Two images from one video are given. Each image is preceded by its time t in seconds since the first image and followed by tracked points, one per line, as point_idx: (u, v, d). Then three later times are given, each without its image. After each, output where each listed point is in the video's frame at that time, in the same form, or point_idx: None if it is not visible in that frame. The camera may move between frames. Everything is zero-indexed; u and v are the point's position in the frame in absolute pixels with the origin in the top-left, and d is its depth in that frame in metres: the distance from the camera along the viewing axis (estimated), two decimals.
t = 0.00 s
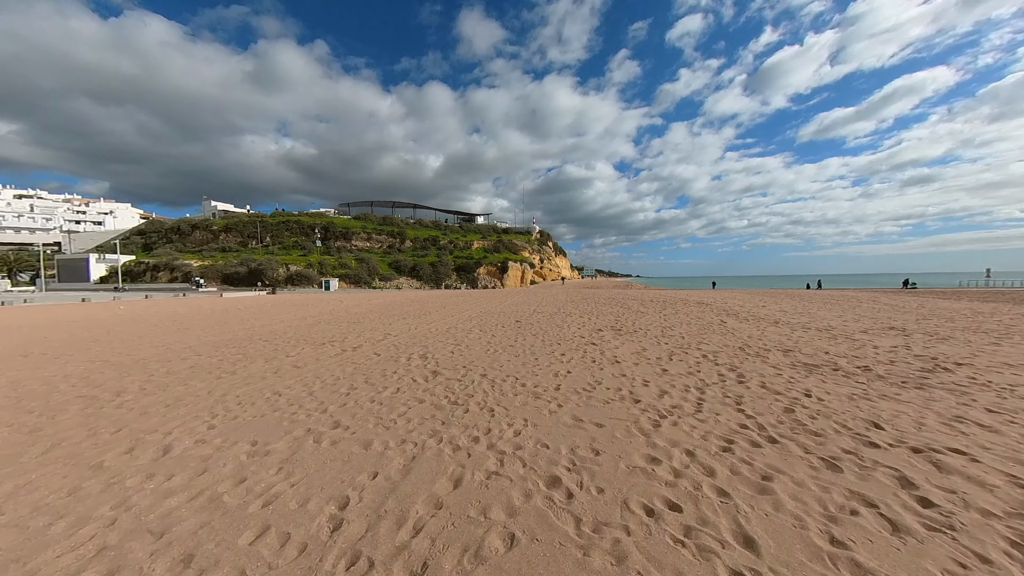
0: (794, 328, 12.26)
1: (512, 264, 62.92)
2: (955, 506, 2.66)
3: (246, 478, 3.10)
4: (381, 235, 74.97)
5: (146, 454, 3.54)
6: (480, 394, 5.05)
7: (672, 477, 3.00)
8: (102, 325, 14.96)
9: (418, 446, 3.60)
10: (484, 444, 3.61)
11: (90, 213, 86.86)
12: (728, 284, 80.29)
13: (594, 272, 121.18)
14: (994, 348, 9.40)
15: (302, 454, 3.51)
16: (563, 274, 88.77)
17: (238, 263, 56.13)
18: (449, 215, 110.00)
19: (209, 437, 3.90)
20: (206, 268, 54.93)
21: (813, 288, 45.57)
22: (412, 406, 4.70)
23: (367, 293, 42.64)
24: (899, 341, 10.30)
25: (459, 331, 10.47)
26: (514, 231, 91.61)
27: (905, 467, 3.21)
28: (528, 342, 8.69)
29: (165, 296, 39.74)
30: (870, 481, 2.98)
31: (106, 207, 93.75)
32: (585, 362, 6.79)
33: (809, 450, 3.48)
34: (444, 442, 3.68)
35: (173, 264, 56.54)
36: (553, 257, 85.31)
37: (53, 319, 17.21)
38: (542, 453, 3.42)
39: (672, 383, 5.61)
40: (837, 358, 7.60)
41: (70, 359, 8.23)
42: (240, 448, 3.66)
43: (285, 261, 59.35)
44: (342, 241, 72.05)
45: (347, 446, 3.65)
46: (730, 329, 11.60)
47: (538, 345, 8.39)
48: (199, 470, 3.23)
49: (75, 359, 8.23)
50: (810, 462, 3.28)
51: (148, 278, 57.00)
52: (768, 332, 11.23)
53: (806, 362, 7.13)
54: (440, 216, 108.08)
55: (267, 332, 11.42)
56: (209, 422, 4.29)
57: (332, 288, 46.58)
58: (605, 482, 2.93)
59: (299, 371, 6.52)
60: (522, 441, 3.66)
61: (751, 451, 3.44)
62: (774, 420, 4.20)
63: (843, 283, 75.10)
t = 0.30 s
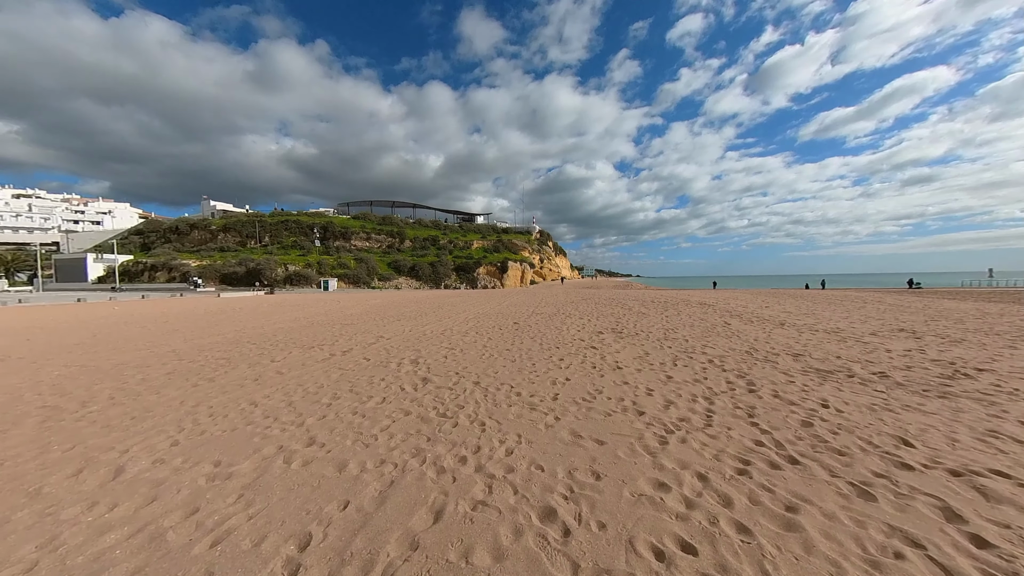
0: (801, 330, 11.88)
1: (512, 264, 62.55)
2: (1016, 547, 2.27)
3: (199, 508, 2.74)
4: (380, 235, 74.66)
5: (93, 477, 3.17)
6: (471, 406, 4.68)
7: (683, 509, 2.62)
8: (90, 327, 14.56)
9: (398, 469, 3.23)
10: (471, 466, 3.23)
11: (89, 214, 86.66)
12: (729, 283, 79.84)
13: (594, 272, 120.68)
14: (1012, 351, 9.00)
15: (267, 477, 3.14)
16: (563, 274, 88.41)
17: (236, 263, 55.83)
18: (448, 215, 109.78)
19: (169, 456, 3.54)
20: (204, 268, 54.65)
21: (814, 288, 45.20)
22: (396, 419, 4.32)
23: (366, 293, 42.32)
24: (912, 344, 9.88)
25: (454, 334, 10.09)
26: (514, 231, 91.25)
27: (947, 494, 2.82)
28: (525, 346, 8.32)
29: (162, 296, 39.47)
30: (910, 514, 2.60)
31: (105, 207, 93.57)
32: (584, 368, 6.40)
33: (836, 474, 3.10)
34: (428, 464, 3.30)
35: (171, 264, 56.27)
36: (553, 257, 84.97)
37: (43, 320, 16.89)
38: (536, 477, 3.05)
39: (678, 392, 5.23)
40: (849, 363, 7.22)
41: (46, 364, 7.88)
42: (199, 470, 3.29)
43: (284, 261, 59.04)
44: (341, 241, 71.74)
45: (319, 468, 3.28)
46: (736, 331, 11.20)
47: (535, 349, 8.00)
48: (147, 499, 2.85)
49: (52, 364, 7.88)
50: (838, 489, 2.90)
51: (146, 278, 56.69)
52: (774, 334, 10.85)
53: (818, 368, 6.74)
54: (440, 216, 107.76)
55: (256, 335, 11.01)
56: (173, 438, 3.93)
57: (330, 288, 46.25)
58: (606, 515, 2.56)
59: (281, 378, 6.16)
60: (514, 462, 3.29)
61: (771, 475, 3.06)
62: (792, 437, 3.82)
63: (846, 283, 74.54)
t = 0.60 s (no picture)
0: (810, 332, 11.44)
1: (512, 264, 62.14)
2: None
3: (133, 551, 2.30)
4: (379, 234, 74.26)
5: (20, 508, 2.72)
6: (463, 419, 4.24)
7: (712, 554, 2.19)
8: (75, 328, 14.09)
9: (375, 498, 2.79)
10: (460, 496, 2.80)
11: (87, 213, 86.20)
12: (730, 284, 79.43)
13: (595, 272, 120.26)
14: None
15: (221, 509, 2.69)
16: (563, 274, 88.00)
17: (234, 263, 55.38)
18: (448, 215, 109.37)
19: (115, 480, 3.09)
20: (202, 267, 54.20)
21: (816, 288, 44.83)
22: (379, 434, 3.88)
23: (364, 293, 41.92)
24: (930, 347, 9.41)
25: (449, 337, 9.66)
26: (514, 231, 90.83)
27: (1018, 531, 2.40)
28: (523, 349, 7.88)
29: (158, 296, 39.03)
30: (985, 561, 2.17)
31: (104, 207, 93.20)
32: (587, 375, 5.96)
33: (883, 505, 2.67)
34: (410, 492, 2.86)
35: (168, 264, 55.81)
36: (553, 258, 84.63)
37: (29, 321, 16.45)
38: (534, 510, 2.61)
39: (690, 402, 4.79)
40: (869, 369, 6.78)
41: (16, 369, 7.43)
42: (145, 498, 2.84)
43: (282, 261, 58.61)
44: (340, 241, 71.32)
45: (284, 496, 2.84)
46: (744, 334, 10.74)
47: (534, 353, 7.56)
48: (75, 537, 2.41)
49: (22, 368, 7.42)
50: (890, 526, 2.47)
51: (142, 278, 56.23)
52: (783, 337, 10.41)
53: (837, 374, 6.30)
54: (440, 216, 107.40)
55: (244, 338, 10.55)
56: (126, 457, 3.48)
57: (329, 288, 45.82)
58: (619, 562, 2.13)
59: (260, 385, 5.71)
60: (509, 489, 2.85)
61: (808, 508, 2.63)
62: (824, 457, 3.38)
63: (847, 283, 74.20)
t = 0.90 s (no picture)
0: (819, 335, 11.04)
1: (512, 264, 61.74)
2: None
3: None
4: (379, 234, 73.88)
5: None
6: (450, 436, 3.85)
7: None
8: (61, 330, 13.70)
9: (338, 541, 2.39)
10: (437, 538, 2.39)
11: (84, 213, 85.80)
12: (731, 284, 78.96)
13: (595, 272, 119.76)
14: None
15: (155, 555, 2.29)
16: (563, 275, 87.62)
17: (232, 263, 55.00)
18: (448, 215, 109.03)
19: (44, 516, 2.69)
20: (199, 268, 53.82)
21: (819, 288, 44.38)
22: (354, 456, 3.47)
23: (362, 293, 41.53)
24: (946, 351, 9.02)
25: (443, 341, 9.26)
26: (514, 231, 90.45)
27: None
28: (520, 355, 7.47)
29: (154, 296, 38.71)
30: None
31: (102, 207, 92.82)
32: (586, 384, 5.54)
33: (935, 550, 2.27)
34: (380, 531, 2.46)
35: (165, 265, 55.44)
36: (553, 258, 84.30)
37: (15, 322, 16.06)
38: (523, 558, 2.21)
39: (699, 416, 4.39)
40: (888, 376, 6.37)
41: None
42: (71, 541, 2.44)
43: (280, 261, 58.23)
44: (339, 241, 70.92)
45: (232, 538, 2.43)
46: (750, 337, 10.31)
47: (531, 359, 7.16)
48: None
49: None
50: None
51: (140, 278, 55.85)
52: (792, 340, 10.01)
53: (854, 382, 5.90)
54: (439, 216, 107.03)
55: (229, 342, 10.11)
56: (66, 485, 3.08)
57: (327, 288, 45.43)
58: None
59: (236, 396, 5.30)
60: (495, 529, 2.45)
61: (848, 554, 2.23)
62: (856, 486, 2.97)
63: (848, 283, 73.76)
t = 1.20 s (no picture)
0: (828, 337, 10.64)
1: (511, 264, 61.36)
2: None
3: None
4: (378, 234, 73.51)
5: None
6: (434, 454, 3.44)
7: None
8: (45, 332, 13.30)
9: None
10: None
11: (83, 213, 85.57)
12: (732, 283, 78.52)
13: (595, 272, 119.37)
14: None
15: None
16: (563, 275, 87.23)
17: (230, 263, 54.62)
18: (447, 215, 108.68)
19: None
20: (197, 268, 53.42)
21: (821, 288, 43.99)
22: (324, 479, 3.06)
23: (360, 293, 41.14)
24: (963, 354, 8.62)
25: (437, 343, 8.84)
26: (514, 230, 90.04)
27: None
28: (516, 359, 7.05)
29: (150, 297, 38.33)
30: None
31: (100, 207, 92.55)
32: (587, 392, 5.12)
33: None
34: None
35: (162, 265, 55.06)
36: (553, 257, 83.92)
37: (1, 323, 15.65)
38: None
39: (712, 430, 3.97)
40: (909, 383, 5.95)
41: None
42: None
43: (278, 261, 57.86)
44: (338, 241, 70.54)
45: None
46: (757, 339, 9.89)
47: (528, 363, 6.75)
48: None
49: None
50: None
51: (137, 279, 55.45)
52: (801, 342, 9.61)
53: (875, 390, 5.49)
54: (439, 216, 106.67)
55: (214, 345, 9.69)
56: None
57: (325, 288, 45.04)
58: None
59: (207, 406, 4.89)
60: None
61: None
62: (901, 518, 2.57)
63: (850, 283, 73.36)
